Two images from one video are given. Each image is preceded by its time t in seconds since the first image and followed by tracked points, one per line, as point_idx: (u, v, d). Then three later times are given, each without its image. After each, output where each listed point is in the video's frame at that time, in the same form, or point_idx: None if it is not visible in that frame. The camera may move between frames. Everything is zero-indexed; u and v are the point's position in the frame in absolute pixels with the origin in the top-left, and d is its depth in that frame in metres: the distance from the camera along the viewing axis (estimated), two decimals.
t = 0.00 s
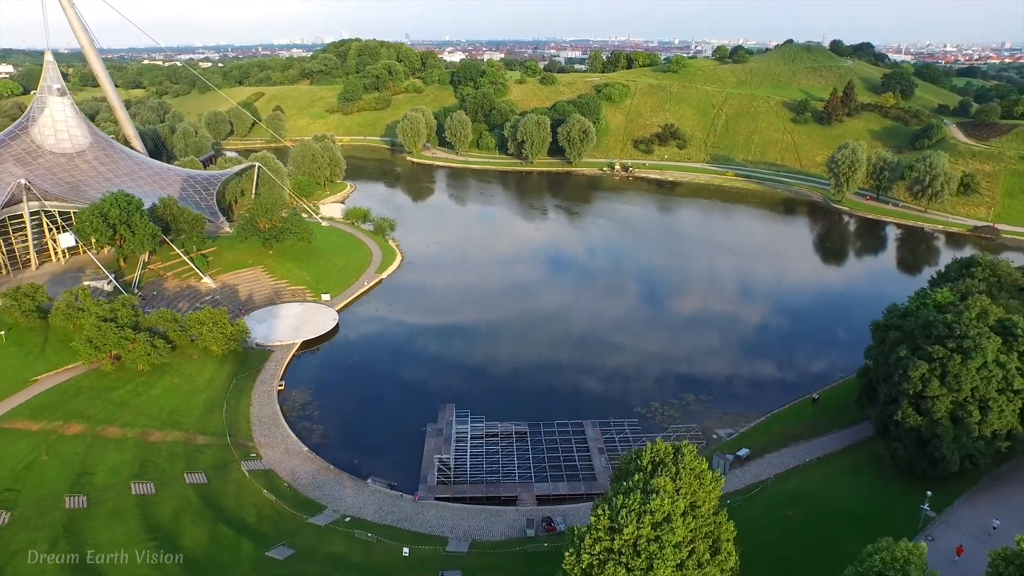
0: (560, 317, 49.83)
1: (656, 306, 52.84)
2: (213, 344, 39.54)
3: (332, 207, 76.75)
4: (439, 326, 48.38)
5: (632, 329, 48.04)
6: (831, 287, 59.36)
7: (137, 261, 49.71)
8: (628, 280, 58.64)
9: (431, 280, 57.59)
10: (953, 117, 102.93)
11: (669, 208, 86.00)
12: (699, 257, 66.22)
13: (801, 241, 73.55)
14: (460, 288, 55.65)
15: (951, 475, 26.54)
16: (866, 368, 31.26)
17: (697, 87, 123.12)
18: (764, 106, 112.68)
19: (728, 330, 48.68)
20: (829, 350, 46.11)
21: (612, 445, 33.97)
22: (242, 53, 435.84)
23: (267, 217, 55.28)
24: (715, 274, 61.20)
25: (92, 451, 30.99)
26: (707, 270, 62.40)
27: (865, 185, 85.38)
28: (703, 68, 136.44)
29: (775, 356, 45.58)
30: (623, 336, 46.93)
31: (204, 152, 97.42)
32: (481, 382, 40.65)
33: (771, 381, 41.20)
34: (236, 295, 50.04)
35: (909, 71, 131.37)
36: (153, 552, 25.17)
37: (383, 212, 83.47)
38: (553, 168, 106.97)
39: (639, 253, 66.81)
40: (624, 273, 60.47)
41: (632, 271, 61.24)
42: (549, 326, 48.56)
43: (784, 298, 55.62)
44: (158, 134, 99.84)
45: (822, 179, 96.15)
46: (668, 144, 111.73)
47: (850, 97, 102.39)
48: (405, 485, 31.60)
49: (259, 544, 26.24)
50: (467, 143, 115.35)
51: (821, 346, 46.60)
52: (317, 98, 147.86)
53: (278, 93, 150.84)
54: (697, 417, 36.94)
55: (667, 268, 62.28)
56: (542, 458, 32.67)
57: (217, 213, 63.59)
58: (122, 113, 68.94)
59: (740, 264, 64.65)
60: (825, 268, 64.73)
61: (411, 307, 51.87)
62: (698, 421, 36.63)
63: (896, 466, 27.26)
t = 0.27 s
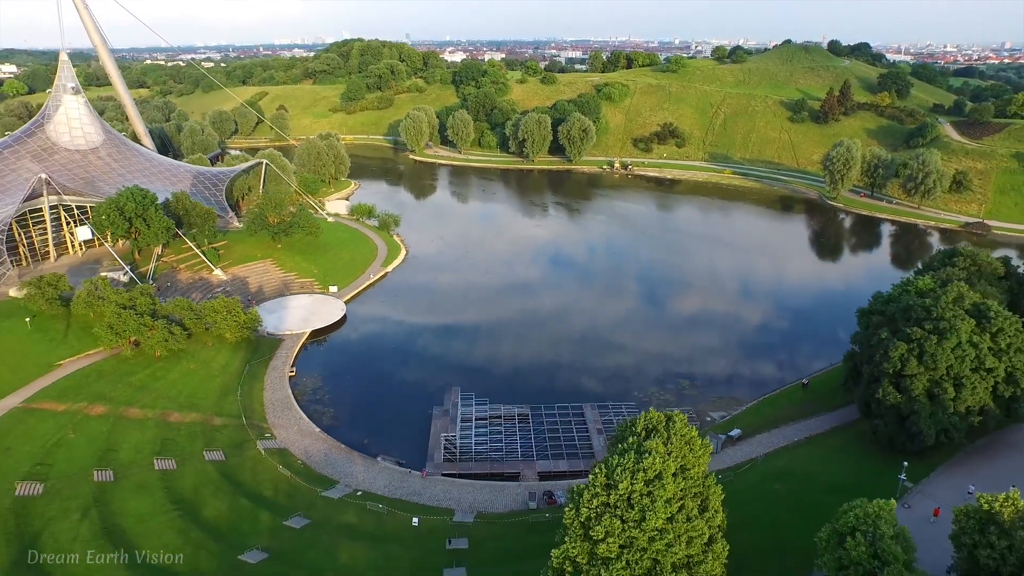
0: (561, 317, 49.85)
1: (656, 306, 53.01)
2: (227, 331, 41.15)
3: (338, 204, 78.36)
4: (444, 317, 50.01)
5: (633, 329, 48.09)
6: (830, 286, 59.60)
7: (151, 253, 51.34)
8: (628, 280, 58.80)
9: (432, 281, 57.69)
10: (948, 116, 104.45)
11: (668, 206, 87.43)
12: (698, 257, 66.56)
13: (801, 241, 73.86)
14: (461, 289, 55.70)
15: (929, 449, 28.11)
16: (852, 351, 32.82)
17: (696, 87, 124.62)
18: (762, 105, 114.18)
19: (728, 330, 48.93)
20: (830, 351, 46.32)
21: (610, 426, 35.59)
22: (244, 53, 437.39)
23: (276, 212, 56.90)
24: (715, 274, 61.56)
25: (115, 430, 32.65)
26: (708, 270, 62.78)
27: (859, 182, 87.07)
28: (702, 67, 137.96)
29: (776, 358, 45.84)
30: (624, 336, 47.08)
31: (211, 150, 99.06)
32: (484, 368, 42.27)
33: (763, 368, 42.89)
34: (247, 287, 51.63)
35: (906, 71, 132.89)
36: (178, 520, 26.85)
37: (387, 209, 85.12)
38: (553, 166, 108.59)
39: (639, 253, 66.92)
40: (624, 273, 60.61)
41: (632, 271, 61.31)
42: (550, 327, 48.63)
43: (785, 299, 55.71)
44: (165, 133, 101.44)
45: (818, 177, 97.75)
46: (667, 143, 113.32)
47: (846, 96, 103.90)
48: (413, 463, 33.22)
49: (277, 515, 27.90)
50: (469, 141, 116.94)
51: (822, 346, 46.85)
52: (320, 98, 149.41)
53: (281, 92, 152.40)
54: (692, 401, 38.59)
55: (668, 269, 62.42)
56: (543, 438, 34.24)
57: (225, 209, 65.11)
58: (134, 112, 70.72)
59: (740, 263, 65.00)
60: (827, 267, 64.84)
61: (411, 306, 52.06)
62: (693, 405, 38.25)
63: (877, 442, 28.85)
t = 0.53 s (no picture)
0: (561, 317, 50.11)
1: (657, 306, 53.24)
2: (240, 320, 42.77)
3: (343, 200, 80.00)
4: (448, 310, 51.68)
5: (633, 329, 48.43)
6: (830, 286, 59.76)
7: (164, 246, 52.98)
8: (628, 280, 58.97)
9: (433, 281, 57.90)
10: (943, 115, 105.96)
11: (668, 204, 88.83)
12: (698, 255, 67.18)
13: (801, 241, 74.01)
14: (462, 289, 56.03)
15: (909, 427, 29.71)
16: (839, 336, 34.41)
17: (695, 86, 126.14)
18: (759, 105, 115.71)
19: (728, 330, 49.20)
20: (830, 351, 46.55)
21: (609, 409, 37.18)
22: (245, 54, 439.11)
23: (285, 207, 58.51)
24: (715, 274, 61.74)
25: (136, 411, 34.28)
26: (710, 270, 62.83)
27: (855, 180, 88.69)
28: (701, 67, 139.52)
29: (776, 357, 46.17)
30: (624, 336, 47.38)
31: (217, 148, 100.72)
32: (487, 357, 43.89)
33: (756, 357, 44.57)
34: (257, 279, 53.23)
35: (902, 71, 134.42)
36: (199, 493, 28.43)
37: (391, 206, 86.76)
38: (554, 165, 110.21)
39: (639, 253, 67.11)
40: (624, 273, 60.78)
41: (632, 271, 61.46)
42: (550, 327, 48.96)
43: (785, 299, 55.83)
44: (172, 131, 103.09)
45: (815, 175, 99.32)
46: (666, 142, 114.91)
47: (843, 96, 105.29)
48: (420, 443, 34.80)
49: (292, 488, 29.51)
50: (471, 140, 118.59)
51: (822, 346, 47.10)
52: (324, 97, 151.01)
53: (285, 92, 154.01)
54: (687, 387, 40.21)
55: (669, 268, 62.71)
56: (544, 420, 35.82)
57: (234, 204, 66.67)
58: (145, 111, 72.42)
59: (740, 263, 65.32)
60: (826, 266, 65.09)
61: (411, 306, 52.28)
62: (688, 391, 39.85)
63: (859, 420, 30.56)
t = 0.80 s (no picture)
0: (561, 317, 50.28)
1: (657, 306, 53.40)
2: (253, 310, 44.36)
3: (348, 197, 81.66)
4: (452, 302, 53.28)
5: (633, 329, 48.57)
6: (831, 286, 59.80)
7: (176, 240, 54.65)
8: (628, 280, 59.06)
9: (432, 281, 57.97)
10: (938, 114, 107.54)
11: (667, 201, 90.31)
12: (697, 253, 68.06)
13: (800, 241, 74.26)
14: (462, 288, 56.23)
15: (891, 406, 31.34)
16: (826, 321, 36.04)
17: (694, 86, 127.65)
18: (757, 104, 117.24)
19: (728, 330, 49.36)
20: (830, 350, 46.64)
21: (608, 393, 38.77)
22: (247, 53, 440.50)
23: (293, 202, 60.15)
24: (715, 274, 61.83)
25: (156, 394, 35.91)
26: (711, 270, 62.69)
27: (850, 177, 90.40)
28: (700, 67, 141.07)
29: (776, 356, 46.46)
30: (624, 336, 47.61)
31: (223, 146, 102.38)
32: (490, 346, 45.51)
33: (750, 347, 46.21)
34: (267, 272, 54.84)
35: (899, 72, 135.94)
36: (220, 469, 30.07)
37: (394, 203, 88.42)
38: (555, 163, 111.84)
39: (640, 253, 67.26)
40: (624, 273, 60.88)
41: (632, 271, 61.55)
42: (550, 327, 49.16)
43: (786, 299, 55.92)
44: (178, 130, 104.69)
45: (811, 173, 100.92)
46: (666, 140, 116.52)
47: (839, 96, 106.75)
48: (427, 425, 36.37)
49: (307, 465, 31.11)
50: (472, 139, 120.24)
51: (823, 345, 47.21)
52: (327, 96, 152.60)
53: (288, 91, 155.59)
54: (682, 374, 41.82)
55: (670, 268, 62.68)
56: (546, 403, 37.40)
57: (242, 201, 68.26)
58: (154, 109, 74.11)
59: (740, 263, 65.45)
60: (826, 265, 65.34)
61: (411, 307, 52.29)
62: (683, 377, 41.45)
63: (844, 400, 32.22)
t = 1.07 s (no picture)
0: (561, 317, 50.62)
1: (658, 306, 53.74)
2: (265, 300, 45.92)
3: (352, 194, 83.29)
4: (456, 296, 54.93)
5: (633, 328, 48.94)
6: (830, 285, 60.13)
7: (189, 234, 56.28)
8: (628, 280, 59.33)
9: (433, 282, 58.31)
10: (933, 113, 109.14)
11: (666, 199, 91.82)
12: (696, 251, 69.01)
13: (799, 240, 74.71)
14: (463, 288, 56.65)
15: (876, 389, 32.93)
16: (816, 309, 37.55)
17: (693, 85, 129.25)
18: (755, 103, 118.81)
19: (728, 330, 49.76)
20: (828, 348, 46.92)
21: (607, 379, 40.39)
22: (249, 54, 442.51)
23: (301, 198, 61.82)
24: (715, 274, 62.10)
25: (174, 378, 37.53)
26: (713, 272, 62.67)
27: (845, 175, 92.06)
28: (699, 67, 142.65)
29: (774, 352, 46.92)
30: (624, 338, 47.97)
31: (229, 145, 104.09)
32: (493, 337, 47.18)
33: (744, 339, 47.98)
34: (276, 265, 56.45)
35: (895, 72, 137.45)
36: (238, 447, 31.68)
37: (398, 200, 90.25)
38: (556, 161, 113.51)
39: (639, 253, 67.61)
40: (624, 273, 61.17)
41: (632, 272, 61.78)
42: (550, 327, 49.50)
43: (785, 300, 56.21)
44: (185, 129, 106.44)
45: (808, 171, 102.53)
46: (665, 139, 118.15)
47: (836, 95, 108.21)
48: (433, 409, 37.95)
49: (321, 444, 32.72)
50: (474, 138, 121.91)
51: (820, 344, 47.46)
52: (330, 96, 154.31)
53: (292, 91, 157.32)
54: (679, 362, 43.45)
55: (670, 269, 62.91)
56: (548, 387, 38.98)
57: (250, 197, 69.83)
58: (165, 108, 75.91)
59: (740, 263, 65.73)
60: (825, 265, 65.67)
61: (411, 307, 52.64)
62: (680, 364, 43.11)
63: (831, 383, 33.85)
